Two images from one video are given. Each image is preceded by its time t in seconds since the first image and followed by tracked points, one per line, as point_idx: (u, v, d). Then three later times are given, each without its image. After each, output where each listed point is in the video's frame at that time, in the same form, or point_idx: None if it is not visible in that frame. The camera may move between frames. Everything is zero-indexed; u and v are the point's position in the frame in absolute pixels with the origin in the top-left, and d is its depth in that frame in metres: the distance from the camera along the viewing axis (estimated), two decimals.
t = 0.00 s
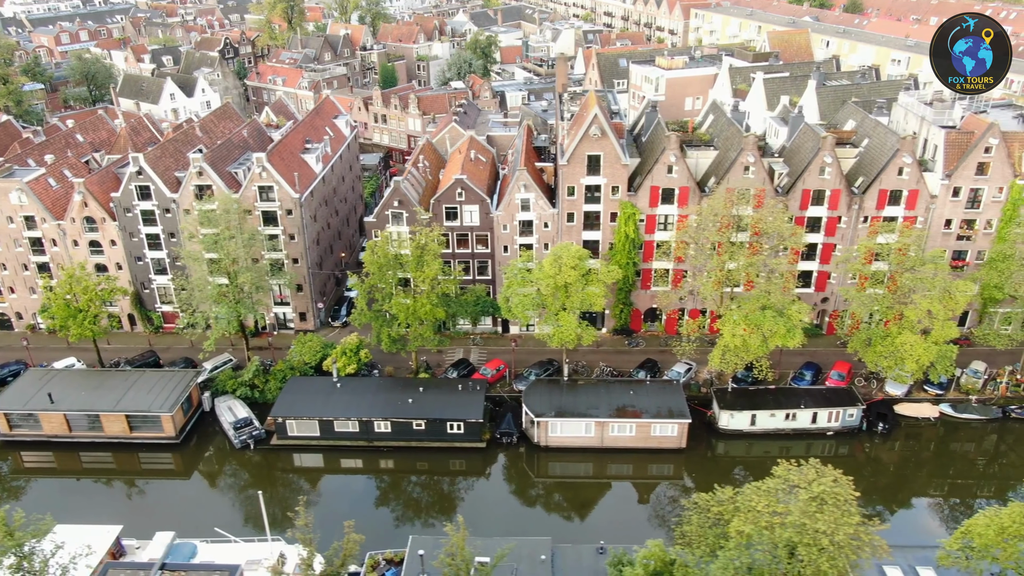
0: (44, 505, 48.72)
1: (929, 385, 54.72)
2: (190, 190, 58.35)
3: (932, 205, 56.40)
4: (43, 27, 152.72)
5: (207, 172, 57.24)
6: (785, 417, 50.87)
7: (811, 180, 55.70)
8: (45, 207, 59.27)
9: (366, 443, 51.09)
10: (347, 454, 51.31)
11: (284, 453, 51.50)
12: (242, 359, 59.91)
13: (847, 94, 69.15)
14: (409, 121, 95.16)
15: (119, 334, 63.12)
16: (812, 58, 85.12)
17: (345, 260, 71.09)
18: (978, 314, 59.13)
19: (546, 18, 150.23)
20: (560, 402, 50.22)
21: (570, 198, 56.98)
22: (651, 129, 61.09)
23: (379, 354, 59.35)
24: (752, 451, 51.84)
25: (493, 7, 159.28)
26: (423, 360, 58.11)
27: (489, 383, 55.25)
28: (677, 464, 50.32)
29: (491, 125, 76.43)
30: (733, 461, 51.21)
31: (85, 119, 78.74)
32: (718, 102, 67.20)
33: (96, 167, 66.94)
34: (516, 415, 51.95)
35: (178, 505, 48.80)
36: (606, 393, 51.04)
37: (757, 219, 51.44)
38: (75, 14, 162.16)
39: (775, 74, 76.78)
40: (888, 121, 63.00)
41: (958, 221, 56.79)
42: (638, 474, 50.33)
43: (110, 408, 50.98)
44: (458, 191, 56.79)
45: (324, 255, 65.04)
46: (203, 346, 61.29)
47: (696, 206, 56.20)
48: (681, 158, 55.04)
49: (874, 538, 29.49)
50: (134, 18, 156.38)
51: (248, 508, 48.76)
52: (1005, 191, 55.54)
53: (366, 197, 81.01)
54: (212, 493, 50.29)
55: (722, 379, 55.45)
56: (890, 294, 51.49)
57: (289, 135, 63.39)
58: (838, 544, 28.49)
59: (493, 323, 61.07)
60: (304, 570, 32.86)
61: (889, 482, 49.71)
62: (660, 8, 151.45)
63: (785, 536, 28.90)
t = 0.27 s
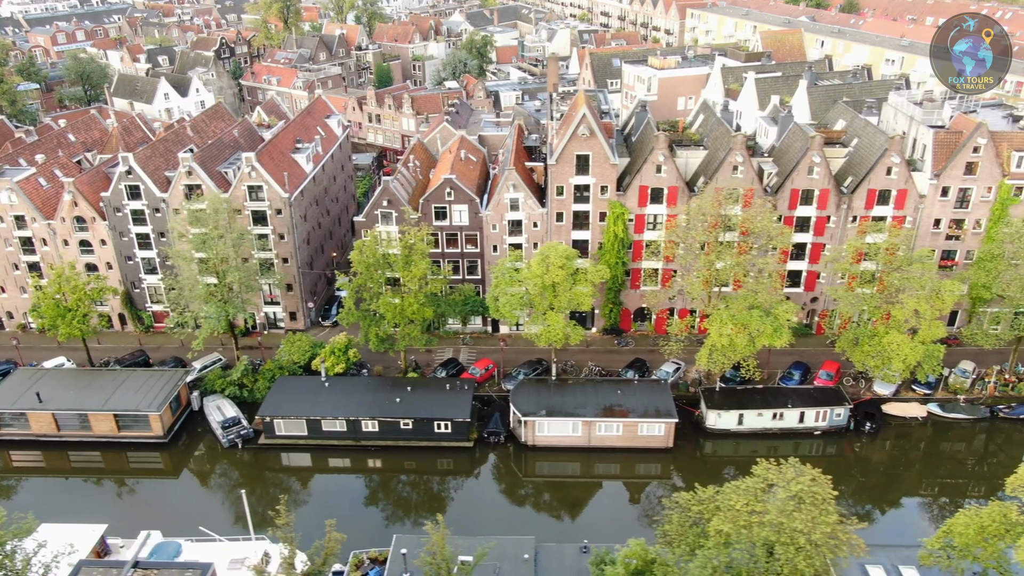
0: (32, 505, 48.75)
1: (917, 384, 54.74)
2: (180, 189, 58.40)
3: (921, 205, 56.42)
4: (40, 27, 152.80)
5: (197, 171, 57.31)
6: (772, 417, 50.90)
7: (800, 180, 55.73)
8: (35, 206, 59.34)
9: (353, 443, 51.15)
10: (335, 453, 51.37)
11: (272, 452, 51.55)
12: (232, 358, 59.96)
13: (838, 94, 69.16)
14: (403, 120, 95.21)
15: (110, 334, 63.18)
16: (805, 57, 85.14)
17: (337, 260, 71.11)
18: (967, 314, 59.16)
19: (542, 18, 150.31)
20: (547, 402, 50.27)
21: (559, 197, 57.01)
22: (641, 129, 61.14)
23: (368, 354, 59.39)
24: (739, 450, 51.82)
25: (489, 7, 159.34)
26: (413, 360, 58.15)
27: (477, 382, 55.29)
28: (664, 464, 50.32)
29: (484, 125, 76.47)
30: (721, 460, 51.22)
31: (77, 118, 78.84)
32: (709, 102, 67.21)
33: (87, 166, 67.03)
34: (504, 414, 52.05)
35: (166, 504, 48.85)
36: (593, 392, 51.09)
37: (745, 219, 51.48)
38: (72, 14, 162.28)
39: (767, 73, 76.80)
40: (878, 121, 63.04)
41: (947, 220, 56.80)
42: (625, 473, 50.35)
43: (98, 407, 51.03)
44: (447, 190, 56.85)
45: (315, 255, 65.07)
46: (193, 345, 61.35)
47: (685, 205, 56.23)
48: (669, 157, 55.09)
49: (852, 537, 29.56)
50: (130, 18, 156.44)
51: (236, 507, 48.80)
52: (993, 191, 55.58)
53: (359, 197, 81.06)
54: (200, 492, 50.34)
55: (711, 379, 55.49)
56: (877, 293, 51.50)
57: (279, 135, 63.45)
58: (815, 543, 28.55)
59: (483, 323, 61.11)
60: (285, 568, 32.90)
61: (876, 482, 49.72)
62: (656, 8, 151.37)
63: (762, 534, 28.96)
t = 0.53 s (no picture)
0: (19, 503, 48.79)
1: (905, 384, 54.74)
2: (169, 189, 58.46)
3: (909, 204, 56.44)
4: (37, 27, 152.84)
5: (186, 171, 57.36)
6: (759, 417, 50.93)
7: (788, 180, 55.77)
8: (25, 205, 59.40)
9: (341, 442, 51.21)
10: (323, 453, 51.43)
11: (259, 452, 51.62)
12: (221, 358, 60.01)
13: (829, 94, 69.17)
14: (397, 120, 95.22)
15: (100, 333, 63.23)
16: (797, 57, 85.14)
17: (328, 259, 71.15)
18: (956, 313, 59.16)
19: (538, 18, 150.30)
20: (535, 401, 50.32)
21: (547, 197, 57.06)
22: (630, 129, 61.21)
23: (357, 353, 59.41)
24: (726, 450, 51.80)
25: (486, 7, 159.36)
26: (402, 359, 58.21)
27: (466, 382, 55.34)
28: (651, 463, 50.32)
29: (475, 124, 76.51)
30: (708, 459, 51.21)
31: (70, 118, 78.92)
32: (699, 102, 67.24)
33: (78, 166, 67.10)
34: (491, 414, 52.10)
35: (154, 503, 48.95)
36: (581, 392, 51.13)
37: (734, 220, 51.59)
38: (69, 14, 162.51)
39: (759, 73, 76.80)
40: (868, 120, 63.07)
41: (936, 220, 56.80)
42: (612, 473, 50.37)
43: (86, 406, 51.10)
44: (436, 190, 56.93)
45: (305, 254, 65.12)
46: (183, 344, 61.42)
47: (674, 205, 56.25)
48: (657, 157, 55.14)
49: (829, 535, 29.61)
50: (127, 18, 156.45)
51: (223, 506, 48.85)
52: (982, 191, 55.59)
53: (351, 197, 81.10)
54: (187, 491, 50.41)
55: (699, 379, 55.53)
56: (864, 293, 51.55)
57: (270, 135, 63.51)
58: (792, 541, 28.59)
59: (473, 322, 61.18)
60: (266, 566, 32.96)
61: (863, 481, 49.74)
62: (652, 8, 151.29)
63: (740, 533, 28.98)
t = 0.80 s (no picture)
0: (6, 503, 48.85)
1: (892, 383, 54.75)
2: (159, 189, 58.49)
3: (897, 204, 56.46)
4: (33, 27, 152.89)
5: (175, 171, 57.41)
6: (746, 416, 50.94)
7: (776, 179, 55.80)
8: (15, 205, 59.49)
9: (328, 441, 51.28)
10: (310, 452, 51.49)
11: (247, 451, 51.70)
12: (210, 357, 60.07)
13: (820, 93, 69.25)
14: (390, 120, 95.29)
15: (90, 333, 63.31)
16: (790, 57, 85.20)
17: (319, 259, 71.18)
18: (945, 313, 59.18)
19: (534, 18, 150.39)
20: (522, 401, 50.37)
21: (536, 197, 57.09)
22: (620, 128, 61.27)
23: (346, 353, 59.47)
24: (713, 450, 51.80)
25: (483, 7, 159.38)
26: (390, 359, 58.27)
27: (454, 381, 55.40)
28: (638, 463, 50.31)
29: (467, 124, 76.57)
30: (695, 459, 51.22)
31: (62, 118, 79.03)
32: (690, 102, 67.29)
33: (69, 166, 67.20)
34: (478, 413, 52.16)
35: (140, 503, 49.02)
36: (568, 391, 51.16)
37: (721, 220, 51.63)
38: (66, 14, 162.70)
39: (751, 73, 76.87)
40: (858, 120, 63.12)
41: (924, 220, 56.82)
42: (599, 472, 50.38)
43: (74, 406, 51.18)
44: (424, 189, 56.99)
45: (296, 254, 65.16)
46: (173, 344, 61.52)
47: (662, 205, 56.29)
48: (646, 157, 55.17)
49: (806, 534, 29.67)
50: (123, 18, 156.54)
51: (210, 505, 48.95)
52: (970, 190, 55.62)
53: (343, 197, 81.18)
54: (174, 490, 50.51)
55: (686, 378, 55.58)
56: (851, 293, 51.57)
57: (259, 134, 63.57)
58: (768, 541, 28.64)
59: (462, 322, 61.25)
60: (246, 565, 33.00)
61: (850, 481, 49.74)
62: (648, 8, 151.28)
63: (717, 533, 29.00)
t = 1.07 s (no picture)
0: None
1: (880, 383, 54.74)
2: (147, 188, 58.53)
3: (885, 204, 56.46)
4: (29, 26, 152.97)
5: (163, 170, 57.46)
6: (732, 415, 50.93)
7: (764, 179, 55.82)
8: (4, 205, 59.59)
9: (315, 440, 51.32)
10: (297, 451, 51.53)
11: (234, 450, 51.76)
12: (198, 357, 60.10)
13: (810, 93, 69.30)
14: (384, 120, 95.33)
15: (80, 332, 63.39)
16: (782, 57, 85.21)
17: (310, 258, 71.20)
18: (933, 313, 59.17)
19: (530, 18, 150.44)
20: (508, 400, 50.40)
21: (524, 196, 57.09)
22: (609, 128, 61.30)
23: (335, 352, 59.51)
24: (700, 449, 51.79)
25: (479, 7, 159.42)
26: (379, 358, 58.32)
27: (443, 381, 55.46)
28: (624, 462, 50.26)
29: (459, 124, 76.60)
30: (682, 459, 51.21)
31: (54, 117, 79.11)
32: (680, 101, 67.31)
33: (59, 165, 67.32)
34: (465, 413, 52.20)
35: (127, 502, 49.10)
36: (555, 391, 51.16)
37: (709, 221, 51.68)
38: (64, 14, 163.04)
39: (742, 72, 76.90)
40: (847, 120, 63.14)
41: (912, 219, 56.82)
42: (585, 472, 50.38)
43: (61, 405, 51.25)
44: (412, 189, 57.03)
45: (285, 253, 65.17)
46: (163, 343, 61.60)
47: (649, 204, 56.29)
48: (633, 156, 55.18)
49: (781, 533, 29.68)
50: (120, 18, 156.67)
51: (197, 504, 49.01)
52: (958, 190, 55.65)
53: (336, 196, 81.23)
54: (161, 489, 50.58)
55: (674, 378, 55.62)
56: (837, 292, 51.60)
57: (249, 134, 63.61)
58: (743, 540, 28.64)
59: (451, 321, 61.30)
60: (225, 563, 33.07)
61: (836, 481, 49.74)
62: (644, 8, 151.23)
63: (692, 531, 29.00)
